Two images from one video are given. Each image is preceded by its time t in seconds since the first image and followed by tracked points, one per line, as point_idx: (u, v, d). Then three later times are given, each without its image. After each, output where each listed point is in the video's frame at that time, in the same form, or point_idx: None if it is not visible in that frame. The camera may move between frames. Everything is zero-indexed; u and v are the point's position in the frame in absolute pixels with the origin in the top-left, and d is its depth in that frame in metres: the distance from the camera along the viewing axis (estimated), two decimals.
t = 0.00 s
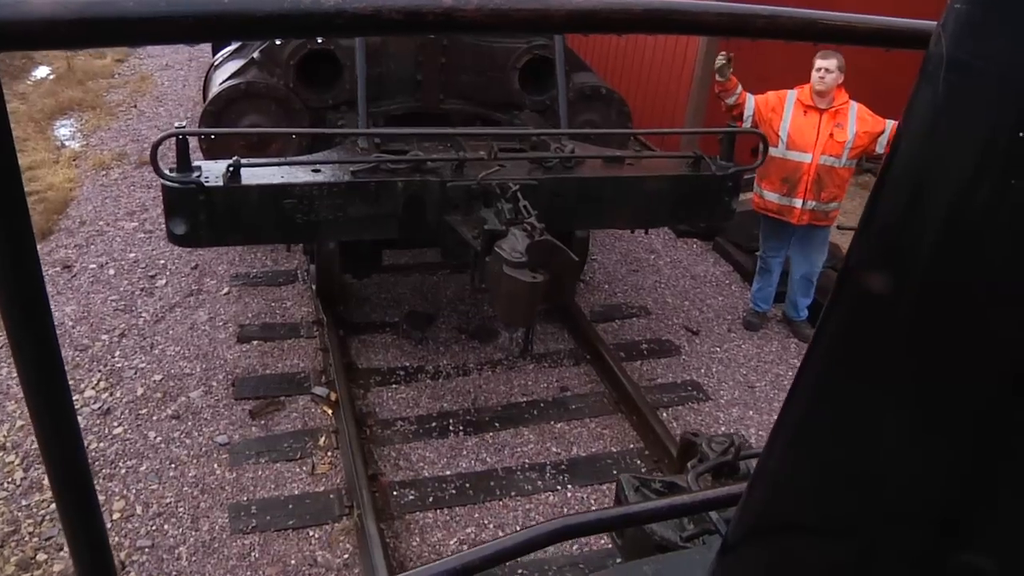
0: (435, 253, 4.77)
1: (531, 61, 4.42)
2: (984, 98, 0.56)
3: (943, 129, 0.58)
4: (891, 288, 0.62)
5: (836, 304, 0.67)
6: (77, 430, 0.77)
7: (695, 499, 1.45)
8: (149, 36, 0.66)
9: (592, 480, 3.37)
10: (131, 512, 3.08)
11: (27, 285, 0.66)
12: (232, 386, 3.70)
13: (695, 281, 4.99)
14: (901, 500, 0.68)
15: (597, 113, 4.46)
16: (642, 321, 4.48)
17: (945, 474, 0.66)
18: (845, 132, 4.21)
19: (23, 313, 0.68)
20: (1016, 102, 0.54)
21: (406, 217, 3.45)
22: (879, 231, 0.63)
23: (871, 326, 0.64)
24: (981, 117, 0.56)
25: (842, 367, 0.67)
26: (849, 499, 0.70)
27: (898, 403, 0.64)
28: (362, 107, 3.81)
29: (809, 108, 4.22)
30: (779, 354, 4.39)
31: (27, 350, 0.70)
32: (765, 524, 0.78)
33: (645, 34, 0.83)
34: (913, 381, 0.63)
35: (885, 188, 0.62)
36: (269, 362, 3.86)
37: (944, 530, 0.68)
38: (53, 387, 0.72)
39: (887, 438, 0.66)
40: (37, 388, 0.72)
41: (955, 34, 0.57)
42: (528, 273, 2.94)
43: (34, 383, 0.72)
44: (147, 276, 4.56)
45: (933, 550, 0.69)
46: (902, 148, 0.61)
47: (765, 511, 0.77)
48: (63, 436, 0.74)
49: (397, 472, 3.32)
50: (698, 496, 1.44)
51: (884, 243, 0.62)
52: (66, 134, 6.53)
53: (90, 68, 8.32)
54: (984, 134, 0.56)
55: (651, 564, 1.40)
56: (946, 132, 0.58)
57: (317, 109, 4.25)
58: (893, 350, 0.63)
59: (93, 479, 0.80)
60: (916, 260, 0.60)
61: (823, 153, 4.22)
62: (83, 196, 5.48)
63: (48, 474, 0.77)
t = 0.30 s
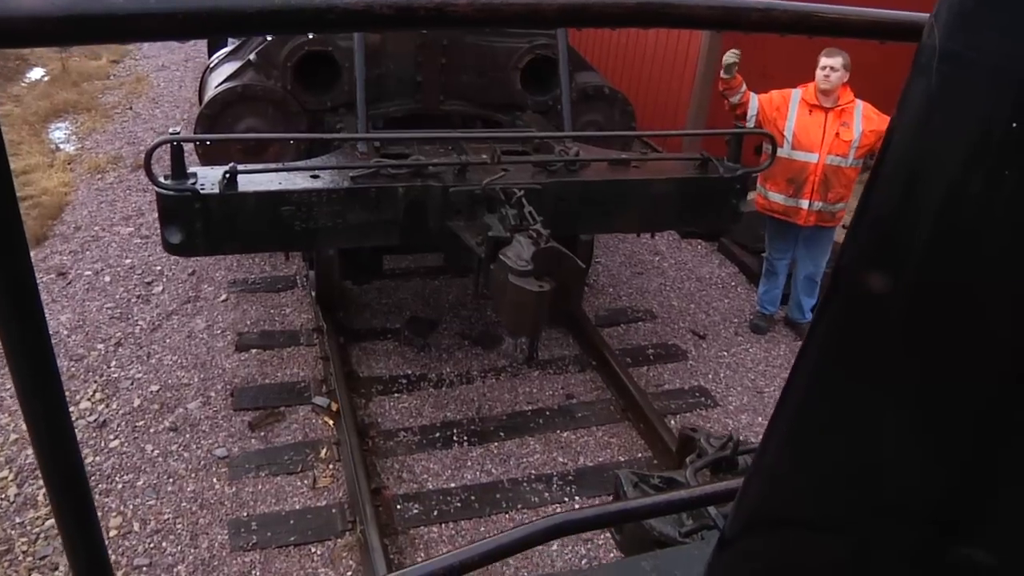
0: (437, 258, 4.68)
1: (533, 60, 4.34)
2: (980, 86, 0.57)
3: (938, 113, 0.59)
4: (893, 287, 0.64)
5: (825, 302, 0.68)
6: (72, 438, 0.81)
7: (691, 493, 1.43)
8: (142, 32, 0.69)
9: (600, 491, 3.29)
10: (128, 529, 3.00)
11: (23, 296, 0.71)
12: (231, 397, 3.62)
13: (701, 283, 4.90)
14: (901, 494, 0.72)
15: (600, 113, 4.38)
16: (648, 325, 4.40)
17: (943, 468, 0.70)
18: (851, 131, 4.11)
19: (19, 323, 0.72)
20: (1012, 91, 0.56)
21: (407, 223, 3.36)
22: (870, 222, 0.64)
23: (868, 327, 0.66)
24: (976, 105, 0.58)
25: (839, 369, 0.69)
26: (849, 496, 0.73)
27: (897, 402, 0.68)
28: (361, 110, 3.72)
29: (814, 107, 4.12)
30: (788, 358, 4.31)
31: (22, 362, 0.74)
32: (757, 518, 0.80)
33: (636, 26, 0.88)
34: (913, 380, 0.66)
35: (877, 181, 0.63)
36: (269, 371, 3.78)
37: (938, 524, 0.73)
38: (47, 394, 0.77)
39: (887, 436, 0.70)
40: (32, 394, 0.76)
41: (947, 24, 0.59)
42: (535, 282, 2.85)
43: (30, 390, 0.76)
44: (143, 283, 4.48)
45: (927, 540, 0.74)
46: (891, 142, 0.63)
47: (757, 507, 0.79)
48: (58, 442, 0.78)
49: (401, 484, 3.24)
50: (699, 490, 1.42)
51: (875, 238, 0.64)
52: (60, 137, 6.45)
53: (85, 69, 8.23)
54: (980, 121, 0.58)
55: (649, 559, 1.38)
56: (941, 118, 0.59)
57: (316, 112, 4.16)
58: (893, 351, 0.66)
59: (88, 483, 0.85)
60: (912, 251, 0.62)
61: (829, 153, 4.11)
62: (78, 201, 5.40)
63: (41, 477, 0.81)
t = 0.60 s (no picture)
0: (443, 260, 4.60)
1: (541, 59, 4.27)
2: (986, 81, 0.59)
3: (946, 106, 0.61)
4: (893, 288, 0.66)
5: (833, 299, 0.71)
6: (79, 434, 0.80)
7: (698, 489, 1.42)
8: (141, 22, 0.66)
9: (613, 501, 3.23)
10: (131, 542, 2.94)
11: (25, 290, 0.69)
12: (235, 404, 3.55)
13: (712, 285, 4.83)
14: (904, 485, 0.72)
15: (610, 113, 4.31)
16: (659, 328, 4.33)
17: (948, 460, 0.70)
18: (866, 131, 4.02)
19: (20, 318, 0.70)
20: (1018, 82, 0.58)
21: (416, 229, 3.30)
22: (877, 216, 0.66)
23: (871, 325, 0.68)
24: (983, 100, 0.59)
25: (843, 362, 0.70)
26: (853, 487, 0.74)
27: (901, 395, 0.69)
28: (367, 111, 3.65)
29: (828, 106, 4.04)
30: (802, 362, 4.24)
31: (24, 357, 0.72)
32: (768, 510, 0.82)
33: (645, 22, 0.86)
34: (915, 372, 0.67)
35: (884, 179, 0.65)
36: (274, 378, 3.71)
37: (945, 518, 0.73)
38: (51, 391, 0.75)
39: (889, 430, 0.70)
40: (36, 392, 0.74)
41: (957, 17, 0.61)
42: (546, 289, 2.79)
43: (34, 388, 0.74)
44: (146, 287, 4.41)
45: (935, 536, 0.74)
46: (900, 140, 0.65)
47: (767, 500, 0.81)
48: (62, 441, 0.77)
49: (410, 495, 3.17)
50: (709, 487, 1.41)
51: (879, 235, 0.66)
52: (62, 138, 6.38)
53: (86, 68, 8.16)
54: (986, 118, 0.59)
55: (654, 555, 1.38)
56: (948, 113, 0.61)
57: (320, 113, 4.09)
58: (893, 348, 0.67)
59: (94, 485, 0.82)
60: (918, 246, 0.64)
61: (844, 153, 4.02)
62: (80, 203, 5.33)
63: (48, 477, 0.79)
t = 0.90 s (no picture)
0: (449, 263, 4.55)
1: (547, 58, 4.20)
2: (992, 77, 0.58)
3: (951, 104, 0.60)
4: (893, 288, 0.65)
5: (832, 300, 0.70)
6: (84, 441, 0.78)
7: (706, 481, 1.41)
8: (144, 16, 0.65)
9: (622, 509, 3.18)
10: (133, 553, 2.88)
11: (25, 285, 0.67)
12: (238, 411, 3.50)
13: (719, 286, 4.76)
14: (906, 479, 0.71)
15: (617, 113, 4.24)
16: (666, 332, 4.26)
17: (950, 453, 0.68)
18: (878, 131, 3.96)
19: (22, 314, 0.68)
20: None
21: (420, 233, 3.24)
22: (879, 215, 0.65)
23: (872, 323, 0.67)
24: (988, 97, 0.58)
25: (841, 362, 0.70)
26: (853, 483, 0.73)
27: (901, 392, 0.68)
28: (370, 112, 3.57)
29: (839, 106, 3.98)
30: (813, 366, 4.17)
31: (26, 355, 0.70)
32: (768, 511, 0.81)
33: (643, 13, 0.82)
34: (917, 369, 0.66)
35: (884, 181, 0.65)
36: (277, 384, 3.65)
37: (952, 515, 0.71)
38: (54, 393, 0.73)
39: (890, 429, 0.70)
40: (40, 393, 0.72)
41: (965, 11, 0.59)
42: (556, 296, 2.73)
43: (37, 389, 0.72)
44: (147, 290, 4.35)
45: (941, 531, 0.72)
46: (902, 139, 0.64)
47: (767, 501, 0.81)
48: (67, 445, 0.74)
49: (416, 504, 3.11)
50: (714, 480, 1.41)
51: (880, 235, 0.65)
52: (62, 139, 6.32)
53: (87, 68, 8.10)
54: (992, 113, 0.58)
55: (658, 551, 1.38)
56: (953, 111, 0.60)
57: (322, 113, 4.01)
58: (895, 348, 0.67)
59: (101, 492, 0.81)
60: (922, 244, 0.63)
61: (855, 153, 3.95)
62: (80, 204, 5.27)
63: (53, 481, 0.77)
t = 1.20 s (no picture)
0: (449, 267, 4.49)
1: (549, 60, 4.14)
2: (988, 77, 0.57)
3: (949, 104, 0.59)
4: (892, 288, 0.64)
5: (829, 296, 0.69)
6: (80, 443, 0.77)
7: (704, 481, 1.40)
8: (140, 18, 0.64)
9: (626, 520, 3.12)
10: (130, 565, 2.83)
11: (22, 289, 0.66)
12: (235, 419, 3.44)
13: (723, 291, 4.71)
14: (906, 478, 0.69)
15: (619, 116, 4.18)
16: (669, 337, 4.21)
17: (950, 453, 0.67)
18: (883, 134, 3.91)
19: (18, 316, 0.68)
20: None
21: (421, 238, 3.19)
22: (877, 211, 0.63)
23: (870, 321, 0.66)
24: (986, 97, 0.57)
25: (838, 360, 0.68)
26: (850, 479, 0.71)
27: (903, 391, 0.66)
28: (370, 115, 3.51)
29: (844, 109, 3.93)
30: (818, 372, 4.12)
31: (23, 359, 0.70)
32: (764, 508, 0.79)
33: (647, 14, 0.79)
34: (918, 365, 0.65)
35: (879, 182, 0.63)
36: (275, 391, 3.60)
37: (951, 515, 0.70)
38: (52, 393, 0.73)
39: (890, 431, 0.68)
40: (37, 393, 0.72)
41: (960, 8, 0.58)
42: (560, 304, 2.68)
43: (34, 389, 0.72)
44: (143, 295, 4.30)
45: (937, 530, 0.71)
46: (900, 134, 0.63)
47: (763, 497, 0.79)
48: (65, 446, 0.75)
49: (417, 515, 3.06)
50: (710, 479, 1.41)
51: (875, 233, 0.64)
52: (58, 140, 6.26)
53: (84, 68, 8.04)
54: (989, 112, 0.57)
55: (654, 550, 1.37)
56: (948, 112, 0.59)
57: (321, 116, 3.95)
58: (893, 349, 0.65)
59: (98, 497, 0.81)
60: (919, 241, 0.61)
61: (860, 157, 3.91)
62: (76, 207, 5.22)
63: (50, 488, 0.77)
